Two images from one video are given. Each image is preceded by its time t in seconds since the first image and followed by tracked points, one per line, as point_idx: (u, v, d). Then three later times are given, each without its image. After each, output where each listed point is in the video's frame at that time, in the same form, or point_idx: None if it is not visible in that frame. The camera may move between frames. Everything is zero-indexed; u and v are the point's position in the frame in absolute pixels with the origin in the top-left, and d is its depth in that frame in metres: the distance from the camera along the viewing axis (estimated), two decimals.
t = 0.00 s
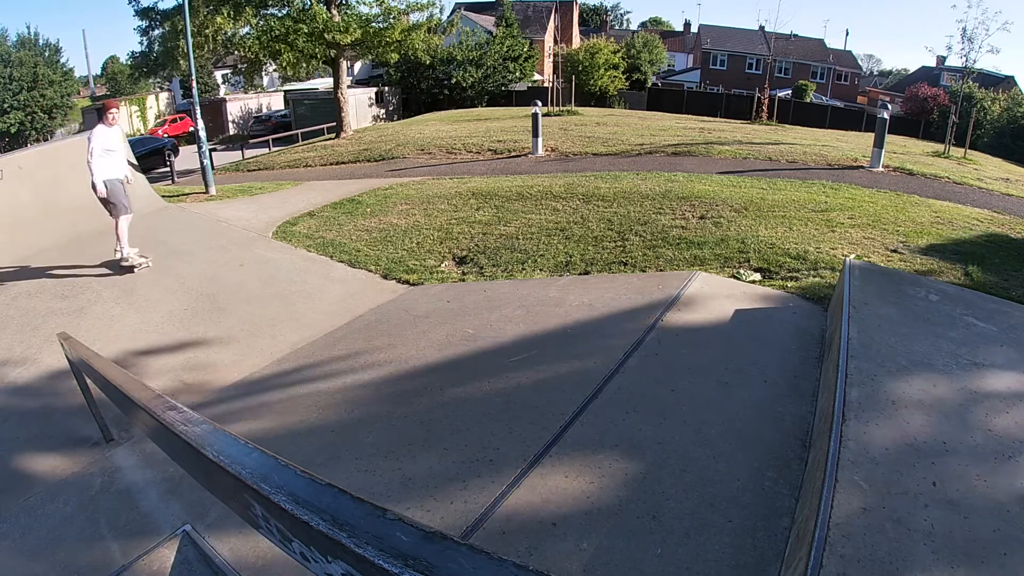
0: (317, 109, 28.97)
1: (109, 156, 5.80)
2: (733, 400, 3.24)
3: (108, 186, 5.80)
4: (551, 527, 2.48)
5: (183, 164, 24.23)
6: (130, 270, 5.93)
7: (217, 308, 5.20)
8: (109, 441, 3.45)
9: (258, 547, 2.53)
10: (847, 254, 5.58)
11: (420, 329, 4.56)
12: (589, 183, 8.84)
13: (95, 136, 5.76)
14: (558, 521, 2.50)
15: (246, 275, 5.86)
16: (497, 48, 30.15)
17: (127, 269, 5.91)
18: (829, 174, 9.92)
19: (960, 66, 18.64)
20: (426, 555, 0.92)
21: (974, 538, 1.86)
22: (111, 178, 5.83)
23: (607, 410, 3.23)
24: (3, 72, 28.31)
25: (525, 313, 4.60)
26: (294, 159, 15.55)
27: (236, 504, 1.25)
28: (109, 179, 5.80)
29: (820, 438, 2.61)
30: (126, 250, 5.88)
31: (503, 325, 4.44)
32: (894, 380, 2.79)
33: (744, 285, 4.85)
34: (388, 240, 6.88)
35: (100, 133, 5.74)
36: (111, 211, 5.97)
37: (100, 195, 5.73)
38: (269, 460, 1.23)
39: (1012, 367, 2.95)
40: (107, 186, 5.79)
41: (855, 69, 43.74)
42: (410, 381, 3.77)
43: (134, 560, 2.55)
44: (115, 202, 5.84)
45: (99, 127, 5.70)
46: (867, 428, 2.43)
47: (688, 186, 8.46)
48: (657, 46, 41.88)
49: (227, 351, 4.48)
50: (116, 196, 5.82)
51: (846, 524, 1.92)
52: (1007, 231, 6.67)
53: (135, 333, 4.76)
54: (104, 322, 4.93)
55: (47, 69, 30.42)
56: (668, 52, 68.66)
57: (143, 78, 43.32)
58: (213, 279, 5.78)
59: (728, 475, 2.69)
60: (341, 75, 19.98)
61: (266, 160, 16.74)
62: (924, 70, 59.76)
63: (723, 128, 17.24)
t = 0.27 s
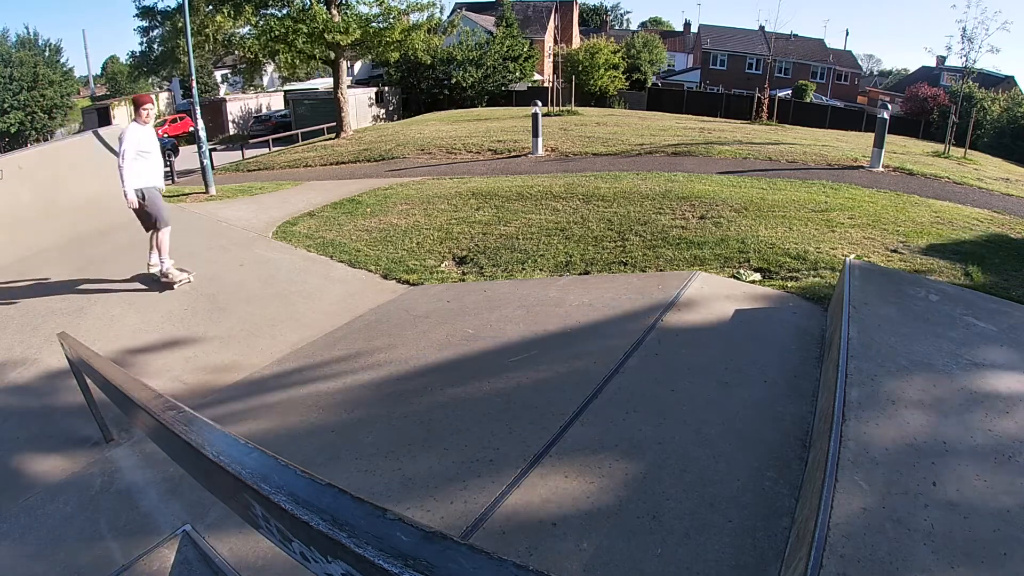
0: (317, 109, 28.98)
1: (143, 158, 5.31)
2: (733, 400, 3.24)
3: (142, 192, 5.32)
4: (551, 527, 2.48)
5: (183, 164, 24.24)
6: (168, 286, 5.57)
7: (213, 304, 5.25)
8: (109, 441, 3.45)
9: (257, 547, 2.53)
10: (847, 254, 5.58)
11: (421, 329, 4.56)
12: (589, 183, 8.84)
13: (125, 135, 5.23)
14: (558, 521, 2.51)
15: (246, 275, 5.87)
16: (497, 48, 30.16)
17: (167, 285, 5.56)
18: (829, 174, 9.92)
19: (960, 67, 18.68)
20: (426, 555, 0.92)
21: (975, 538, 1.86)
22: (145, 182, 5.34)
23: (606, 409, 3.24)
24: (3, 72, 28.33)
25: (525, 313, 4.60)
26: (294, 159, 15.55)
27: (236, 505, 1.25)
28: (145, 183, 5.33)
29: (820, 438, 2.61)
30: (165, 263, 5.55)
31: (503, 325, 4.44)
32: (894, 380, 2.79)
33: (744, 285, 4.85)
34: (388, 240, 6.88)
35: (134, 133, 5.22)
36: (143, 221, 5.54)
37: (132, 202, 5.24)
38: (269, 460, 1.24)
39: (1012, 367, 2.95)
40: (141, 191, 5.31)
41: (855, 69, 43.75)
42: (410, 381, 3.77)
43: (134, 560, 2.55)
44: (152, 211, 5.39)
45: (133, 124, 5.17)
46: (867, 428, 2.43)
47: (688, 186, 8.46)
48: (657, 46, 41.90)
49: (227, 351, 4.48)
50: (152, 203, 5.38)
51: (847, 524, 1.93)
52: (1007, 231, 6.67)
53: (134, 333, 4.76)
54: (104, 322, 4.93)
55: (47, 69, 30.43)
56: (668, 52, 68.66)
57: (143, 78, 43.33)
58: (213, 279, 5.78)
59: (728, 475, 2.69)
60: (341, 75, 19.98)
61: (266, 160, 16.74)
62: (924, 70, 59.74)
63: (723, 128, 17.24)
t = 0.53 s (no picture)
0: (317, 109, 28.98)
1: (192, 165, 4.76)
2: (733, 400, 3.24)
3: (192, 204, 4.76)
4: (551, 527, 2.48)
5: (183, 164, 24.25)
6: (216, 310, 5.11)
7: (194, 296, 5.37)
8: (109, 440, 3.45)
9: (257, 547, 2.53)
10: (847, 254, 5.58)
11: (421, 329, 4.56)
12: (589, 184, 8.84)
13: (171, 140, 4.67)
14: (558, 521, 2.51)
15: (246, 275, 5.86)
16: (497, 48, 30.17)
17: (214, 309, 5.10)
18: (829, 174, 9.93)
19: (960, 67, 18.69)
20: (426, 555, 0.92)
21: (975, 539, 1.86)
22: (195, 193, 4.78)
23: (606, 409, 3.24)
24: (3, 72, 28.33)
25: (525, 313, 4.61)
26: (294, 159, 15.55)
27: (236, 504, 1.25)
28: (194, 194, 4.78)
29: (820, 438, 2.61)
30: (215, 284, 5.07)
31: (504, 325, 4.44)
32: (895, 380, 2.79)
33: (744, 285, 4.85)
34: (388, 240, 6.88)
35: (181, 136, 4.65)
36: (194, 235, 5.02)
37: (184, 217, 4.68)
38: (270, 459, 1.24)
39: (1012, 368, 2.95)
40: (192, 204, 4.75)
41: (855, 69, 43.78)
42: (410, 381, 3.77)
43: (134, 559, 2.56)
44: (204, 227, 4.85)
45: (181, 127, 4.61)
46: (867, 428, 2.43)
47: (688, 186, 8.46)
48: (657, 46, 41.92)
49: (227, 351, 4.48)
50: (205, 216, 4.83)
51: (846, 524, 1.93)
52: (1007, 231, 6.67)
53: (135, 333, 4.76)
54: (104, 322, 4.93)
55: (47, 69, 30.44)
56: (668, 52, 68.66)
57: (143, 78, 43.35)
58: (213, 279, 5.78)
59: (728, 475, 2.69)
60: (341, 75, 19.99)
61: (266, 160, 16.76)
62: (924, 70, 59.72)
63: (723, 128, 17.25)
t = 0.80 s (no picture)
0: (317, 109, 28.99)
1: (246, 173, 4.27)
2: (732, 400, 3.24)
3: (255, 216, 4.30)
4: (551, 527, 2.48)
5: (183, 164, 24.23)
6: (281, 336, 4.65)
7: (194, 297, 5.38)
8: (109, 440, 3.45)
9: (257, 547, 2.53)
10: (847, 254, 5.58)
11: (421, 329, 4.56)
12: (589, 184, 8.84)
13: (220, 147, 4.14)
14: (558, 521, 2.50)
15: (247, 275, 5.86)
16: (497, 48, 30.18)
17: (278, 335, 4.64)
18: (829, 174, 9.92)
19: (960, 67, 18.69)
20: (426, 555, 0.92)
21: (975, 539, 1.86)
22: (253, 203, 4.31)
23: (607, 410, 3.23)
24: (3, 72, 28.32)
25: (526, 313, 4.60)
26: (294, 159, 15.55)
27: (236, 504, 1.25)
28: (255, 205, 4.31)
29: (821, 438, 2.61)
30: (276, 308, 4.57)
31: (504, 325, 4.44)
32: (894, 380, 2.79)
33: (744, 285, 4.85)
34: (388, 240, 6.88)
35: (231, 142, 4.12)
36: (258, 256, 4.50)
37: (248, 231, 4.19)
38: (269, 459, 1.24)
39: (1012, 368, 2.95)
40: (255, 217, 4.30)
41: (855, 69, 43.81)
42: (410, 382, 3.77)
43: (134, 560, 2.55)
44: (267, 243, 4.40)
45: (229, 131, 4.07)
46: (867, 428, 2.43)
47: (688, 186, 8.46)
48: (656, 46, 41.94)
49: (227, 351, 4.48)
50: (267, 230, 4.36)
51: (847, 524, 1.92)
52: (1007, 231, 6.67)
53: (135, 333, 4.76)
54: (104, 322, 4.93)
55: (47, 69, 30.43)
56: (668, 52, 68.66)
57: (143, 78, 43.34)
58: (213, 279, 5.78)
59: (728, 475, 2.69)
60: (341, 75, 19.99)
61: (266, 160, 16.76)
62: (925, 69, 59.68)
63: (723, 128, 17.25)
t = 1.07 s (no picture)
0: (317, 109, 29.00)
1: (330, 127, 3.92)
2: (733, 400, 3.24)
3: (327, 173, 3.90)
4: (551, 527, 2.48)
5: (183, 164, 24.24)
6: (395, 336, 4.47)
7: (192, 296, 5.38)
8: (109, 441, 3.45)
9: (257, 547, 2.53)
10: (847, 254, 5.58)
11: (421, 329, 4.55)
12: (589, 184, 8.84)
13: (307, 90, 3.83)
14: (558, 521, 2.50)
15: (247, 275, 5.86)
16: (498, 48, 30.19)
17: (394, 336, 4.43)
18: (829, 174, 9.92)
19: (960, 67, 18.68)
20: (426, 555, 0.92)
21: (975, 539, 1.86)
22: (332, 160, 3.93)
23: (606, 410, 3.23)
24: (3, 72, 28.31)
25: (526, 313, 4.60)
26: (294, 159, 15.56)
27: (236, 504, 1.25)
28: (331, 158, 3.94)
29: (821, 438, 2.61)
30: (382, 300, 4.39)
31: (504, 325, 4.44)
32: (895, 380, 2.79)
33: (744, 285, 4.85)
34: (388, 240, 6.88)
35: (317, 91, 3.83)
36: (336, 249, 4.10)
37: (318, 188, 3.85)
38: (269, 459, 1.24)
39: (1012, 368, 2.95)
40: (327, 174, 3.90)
41: (855, 69, 43.84)
42: (410, 382, 3.77)
43: (134, 560, 2.55)
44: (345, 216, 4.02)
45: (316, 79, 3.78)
46: (867, 428, 2.43)
47: (688, 186, 8.46)
48: (656, 46, 41.97)
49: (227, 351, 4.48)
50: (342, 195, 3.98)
51: (847, 525, 1.92)
52: (1007, 231, 6.67)
53: (135, 333, 4.76)
54: (104, 322, 4.93)
55: (47, 69, 30.44)
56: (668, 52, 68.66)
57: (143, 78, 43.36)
58: (213, 279, 5.78)
59: (728, 475, 2.69)
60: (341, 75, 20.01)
61: (266, 160, 16.77)
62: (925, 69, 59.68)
63: (723, 128, 17.25)
